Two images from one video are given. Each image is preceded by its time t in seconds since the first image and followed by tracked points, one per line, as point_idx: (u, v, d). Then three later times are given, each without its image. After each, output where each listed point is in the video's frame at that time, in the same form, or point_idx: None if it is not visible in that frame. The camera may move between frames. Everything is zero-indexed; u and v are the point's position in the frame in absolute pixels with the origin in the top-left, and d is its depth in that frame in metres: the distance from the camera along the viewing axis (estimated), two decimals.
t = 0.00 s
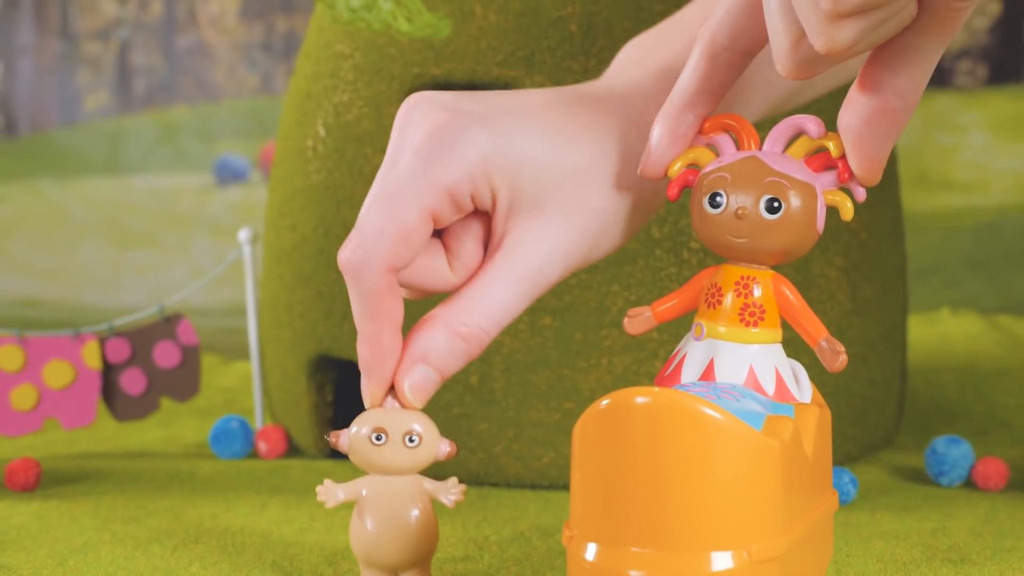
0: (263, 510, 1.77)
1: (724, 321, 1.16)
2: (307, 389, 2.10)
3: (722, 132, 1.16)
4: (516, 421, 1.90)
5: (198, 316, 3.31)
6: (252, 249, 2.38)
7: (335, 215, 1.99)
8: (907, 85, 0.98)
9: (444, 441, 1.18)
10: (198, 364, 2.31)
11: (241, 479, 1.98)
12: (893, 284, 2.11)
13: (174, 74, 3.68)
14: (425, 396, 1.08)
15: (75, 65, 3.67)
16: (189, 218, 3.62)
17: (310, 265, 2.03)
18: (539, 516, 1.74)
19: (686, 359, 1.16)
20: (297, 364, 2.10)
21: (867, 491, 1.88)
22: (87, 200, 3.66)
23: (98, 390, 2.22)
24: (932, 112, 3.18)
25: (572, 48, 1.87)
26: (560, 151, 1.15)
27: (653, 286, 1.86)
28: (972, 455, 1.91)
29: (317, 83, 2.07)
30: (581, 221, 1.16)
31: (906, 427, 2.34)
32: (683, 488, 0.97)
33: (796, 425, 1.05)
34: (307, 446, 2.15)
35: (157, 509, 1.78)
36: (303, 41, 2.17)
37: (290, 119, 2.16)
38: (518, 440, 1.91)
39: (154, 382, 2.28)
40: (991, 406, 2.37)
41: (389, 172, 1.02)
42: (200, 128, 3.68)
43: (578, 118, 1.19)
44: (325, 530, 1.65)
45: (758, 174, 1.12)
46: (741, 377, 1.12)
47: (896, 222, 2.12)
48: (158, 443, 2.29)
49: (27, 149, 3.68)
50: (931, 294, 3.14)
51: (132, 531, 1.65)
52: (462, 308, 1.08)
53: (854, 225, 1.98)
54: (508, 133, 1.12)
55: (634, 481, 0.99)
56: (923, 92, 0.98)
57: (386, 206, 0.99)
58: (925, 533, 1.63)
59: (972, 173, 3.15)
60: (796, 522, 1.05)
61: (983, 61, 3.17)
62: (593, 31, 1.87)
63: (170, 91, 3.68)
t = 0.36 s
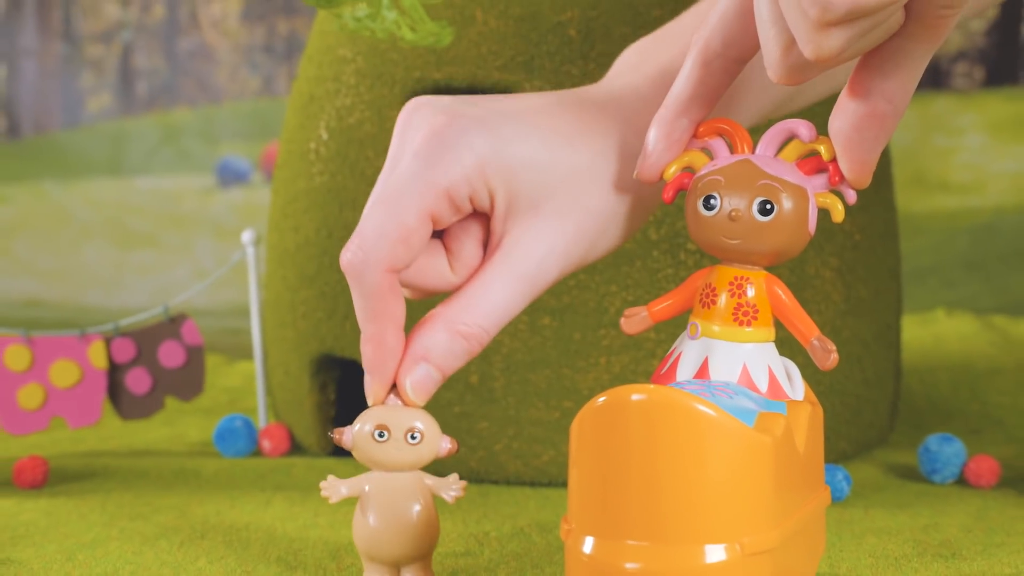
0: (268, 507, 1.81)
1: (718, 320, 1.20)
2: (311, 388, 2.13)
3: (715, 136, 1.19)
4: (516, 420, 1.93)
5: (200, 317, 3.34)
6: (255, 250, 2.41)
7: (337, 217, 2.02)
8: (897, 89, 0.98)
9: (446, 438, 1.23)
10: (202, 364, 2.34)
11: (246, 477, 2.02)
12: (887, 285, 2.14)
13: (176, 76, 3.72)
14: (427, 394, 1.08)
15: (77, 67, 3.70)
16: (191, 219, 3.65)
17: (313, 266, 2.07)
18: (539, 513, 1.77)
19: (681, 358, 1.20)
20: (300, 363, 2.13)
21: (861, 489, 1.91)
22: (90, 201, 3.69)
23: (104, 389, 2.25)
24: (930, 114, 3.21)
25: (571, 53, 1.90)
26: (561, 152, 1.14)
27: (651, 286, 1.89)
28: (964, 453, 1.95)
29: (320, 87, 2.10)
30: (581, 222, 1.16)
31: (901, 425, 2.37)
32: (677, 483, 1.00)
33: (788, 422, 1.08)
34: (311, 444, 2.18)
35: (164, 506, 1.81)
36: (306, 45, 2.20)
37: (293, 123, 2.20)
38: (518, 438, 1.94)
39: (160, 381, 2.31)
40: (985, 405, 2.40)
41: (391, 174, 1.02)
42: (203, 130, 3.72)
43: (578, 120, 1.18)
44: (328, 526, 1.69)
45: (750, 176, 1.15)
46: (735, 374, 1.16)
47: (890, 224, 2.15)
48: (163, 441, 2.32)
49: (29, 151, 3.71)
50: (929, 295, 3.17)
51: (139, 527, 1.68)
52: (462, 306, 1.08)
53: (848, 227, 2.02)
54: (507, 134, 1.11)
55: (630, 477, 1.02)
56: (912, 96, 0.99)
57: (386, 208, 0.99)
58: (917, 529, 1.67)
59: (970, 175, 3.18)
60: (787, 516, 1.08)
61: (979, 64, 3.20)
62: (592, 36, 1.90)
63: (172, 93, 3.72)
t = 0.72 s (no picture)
0: (272, 503, 1.85)
1: (711, 320, 1.23)
2: (314, 387, 2.17)
3: (708, 141, 1.20)
4: (515, 418, 1.97)
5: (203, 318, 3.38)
6: (259, 251, 2.45)
7: (340, 219, 2.06)
8: (884, 96, 1.01)
9: (437, 434, 1.29)
10: (207, 363, 2.37)
11: (251, 474, 2.06)
12: (880, 285, 2.18)
13: (179, 78, 3.76)
14: (419, 393, 1.12)
15: (81, 70, 3.75)
16: (194, 220, 3.69)
17: (317, 267, 2.10)
18: (537, 509, 1.81)
19: (675, 357, 1.23)
20: (304, 362, 2.17)
21: (853, 485, 1.95)
22: (94, 203, 3.74)
23: (111, 388, 2.29)
24: (926, 116, 3.25)
25: (569, 58, 1.95)
26: (550, 158, 1.16)
27: (647, 287, 1.93)
28: (955, 450, 1.98)
29: (323, 91, 2.14)
30: (571, 226, 1.17)
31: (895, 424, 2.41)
32: (670, 476, 1.04)
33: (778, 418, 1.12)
34: (314, 442, 2.22)
35: (171, 502, 1.85)
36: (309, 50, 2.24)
37: (296, 126, 2.24)
38: (517, 436, 1.98)
39: (165, 380, 2.34)
40: (977, 404, 2.43)
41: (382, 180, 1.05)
42: (205, 132, 3.76)
43: (568, 126, 1.20)
44: (331, 521, 1.72)
45: (741, 180, 1.19)
46: (727, 372, 1.19)
47: (883, 226, 2.19)
48: (168, 439, 2.36)
49: (33, 154, 3.75)
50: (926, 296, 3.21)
51: (147, 522, 1.72)
52: (453, 308, 1.10)
53: (840, 229, 2.05)
54: (498, 141, 1.13)
55: (625, 472, 1.05)
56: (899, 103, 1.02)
57: (377, 214, 1.02)
58: (907, 524, 1.71)
59: (965, 177, 3.22)
60: (778, 509, 1.12)
61: (975, 66, 3.24)
62: (590, 42, 1.94)
63: (175, 96, 3.76)
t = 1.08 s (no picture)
0: (277, 498, 1.88)
1: (687, 315, 1.26)
2: (316, 385, 2.20)
3: (672, 143, 1.23)
4: (515, 414, 2.01)
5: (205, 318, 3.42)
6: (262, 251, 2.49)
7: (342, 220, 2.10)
8: (839, 87, 1.05)
9: (424, 425, 1.36)
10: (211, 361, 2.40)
11: (254, 470, 2.09)
12: (874, 284, 2.21)
13: (181, 79, 3.79)
14: (404, 388, 1.16)
15: (84, 71, 3.79)
16: (196, 220, 3.72)
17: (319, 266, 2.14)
18: (538, 504, 1.84)
19: (654, 354, 1.26)
20: (306, 360, 2.21)
21: (847, 481, 1.99)
22: (97, 203, 3.77)
23: (117, 385, 2.32)
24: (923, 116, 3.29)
25: (569, 61, 1.98)
26: (516, 153, 1.18)
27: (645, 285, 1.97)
28: (946, 446, 2.02)
29: (326, 94, 2.17)
30: (540, 218, 1.19)
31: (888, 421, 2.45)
32: (654, 465, 1.08)
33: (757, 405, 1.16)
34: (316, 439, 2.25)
35: (177, 497, 1.89)
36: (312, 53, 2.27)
37: (299, 128, 2.27)
38: (517, 432, 2.01)
39: (170, 378, 2.38)
40: (970, 401, 2.47)
41: (354, 182, 1.08)
42: (207, 132, 3.79)
43: (534, 121, 1.22)
44: (336, 516, 1.76)
45: (706, 178, 1.22)
46: (705, 365, 1.22)
47: (877, 226, 2.23)
48: (173, 436, 2.39)
49: (37, 155, 3.79)
50: (924, 295, 3.24)
51: (154, 517, 1.76)
52: (430, 302, 1.15)
53: (835, 229, 2.09)
54: (465, 138, 1.15)
55: (610, 463, 1.09)
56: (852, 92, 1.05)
57: (352, 215, 1.06)
58: (899, 518, 1.74)
59: (962, 177, 3.25)
60: (761, 492, 1.15)
61: (971, 67, 3.28)
62: (589, 46, 1.97)
63: (177, 96, 3.80)
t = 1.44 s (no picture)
0: (281, 493, 1.92)
1: (720, 312, 1.28)
2: (319, 382, 2.25)
3: (728, 144, 1.23)
4: (514, 411, 2.05)
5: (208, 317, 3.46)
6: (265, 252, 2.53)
7: (345, 221, 2.13)
8: (897, 105, 0.97)
9: (471, 436, 1.39)
10: (216, 359, 2.44)
11: (259, 466, 2.13)
12: (867, 284, 2.25)
13: (183, 81, 3.84)
14: (466, 392, 1.12)
15: (87, 73, 3.82)
16: (198, 221, 3.76)
17: (322, 266, 2.18)
18: (536, 498, 1.89)
19: (683, 345, 1.29)
20: (309, 359, 2.25)
21: (840, 476, 2.03)
22: (99, 204, 3.81)
23: (122, 383, 2.36)
24: (920, 118, 3.33)
25: (566, 65, 2.02)
26: (591, 166, 1.15)
27: (641, 285, 2.01)
28: (937, 442, 2.06)
29: (328, 97, 2.21)
30: (609, 234, 1.16)
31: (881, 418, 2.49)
32: (672, 446, 1.11)
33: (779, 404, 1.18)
34: (319, 436, 2.30)
35: (183, 492, 1.92)
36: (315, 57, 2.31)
37: (303, 130, 2.31)
38: (516, 429, 2.05)
39: (175, 376, 2.42)
40: (962, 399, 2.51)
41: (432, 184, 1.06)
42: (209, 134, 3.84)
43: (611, 136, 1.19)
44: (338, 510, 1.80)
45: (759, 183, 1.23)
46: (732, 363, 1.24)
47: (870, 226, 2.27)
48: (178, 434, 2.43)
49: (40, 156, 3.82)
50: (921, 295, 3.28)
51: (161, 511, 1.80)
52: (497, 309, 1.12)
53: (828, 230, 2.13)
54: (544, 148, 1.13)
55: (631, 441, 1.13)
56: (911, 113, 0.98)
57: (428, 217, 1.03)
58: (890, 513, 1.78)
59: (958, 178, 3.30)
60: (775, 491, 1.18)
61: (967, 69, 3.33)
62: (586, 51, 2.01)
63: (179, 98, 3.84)
